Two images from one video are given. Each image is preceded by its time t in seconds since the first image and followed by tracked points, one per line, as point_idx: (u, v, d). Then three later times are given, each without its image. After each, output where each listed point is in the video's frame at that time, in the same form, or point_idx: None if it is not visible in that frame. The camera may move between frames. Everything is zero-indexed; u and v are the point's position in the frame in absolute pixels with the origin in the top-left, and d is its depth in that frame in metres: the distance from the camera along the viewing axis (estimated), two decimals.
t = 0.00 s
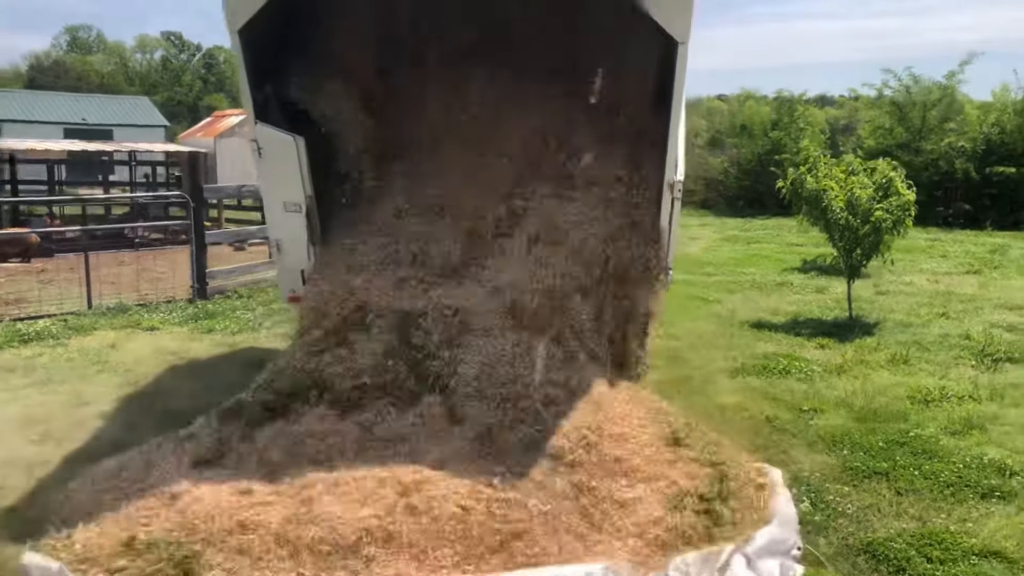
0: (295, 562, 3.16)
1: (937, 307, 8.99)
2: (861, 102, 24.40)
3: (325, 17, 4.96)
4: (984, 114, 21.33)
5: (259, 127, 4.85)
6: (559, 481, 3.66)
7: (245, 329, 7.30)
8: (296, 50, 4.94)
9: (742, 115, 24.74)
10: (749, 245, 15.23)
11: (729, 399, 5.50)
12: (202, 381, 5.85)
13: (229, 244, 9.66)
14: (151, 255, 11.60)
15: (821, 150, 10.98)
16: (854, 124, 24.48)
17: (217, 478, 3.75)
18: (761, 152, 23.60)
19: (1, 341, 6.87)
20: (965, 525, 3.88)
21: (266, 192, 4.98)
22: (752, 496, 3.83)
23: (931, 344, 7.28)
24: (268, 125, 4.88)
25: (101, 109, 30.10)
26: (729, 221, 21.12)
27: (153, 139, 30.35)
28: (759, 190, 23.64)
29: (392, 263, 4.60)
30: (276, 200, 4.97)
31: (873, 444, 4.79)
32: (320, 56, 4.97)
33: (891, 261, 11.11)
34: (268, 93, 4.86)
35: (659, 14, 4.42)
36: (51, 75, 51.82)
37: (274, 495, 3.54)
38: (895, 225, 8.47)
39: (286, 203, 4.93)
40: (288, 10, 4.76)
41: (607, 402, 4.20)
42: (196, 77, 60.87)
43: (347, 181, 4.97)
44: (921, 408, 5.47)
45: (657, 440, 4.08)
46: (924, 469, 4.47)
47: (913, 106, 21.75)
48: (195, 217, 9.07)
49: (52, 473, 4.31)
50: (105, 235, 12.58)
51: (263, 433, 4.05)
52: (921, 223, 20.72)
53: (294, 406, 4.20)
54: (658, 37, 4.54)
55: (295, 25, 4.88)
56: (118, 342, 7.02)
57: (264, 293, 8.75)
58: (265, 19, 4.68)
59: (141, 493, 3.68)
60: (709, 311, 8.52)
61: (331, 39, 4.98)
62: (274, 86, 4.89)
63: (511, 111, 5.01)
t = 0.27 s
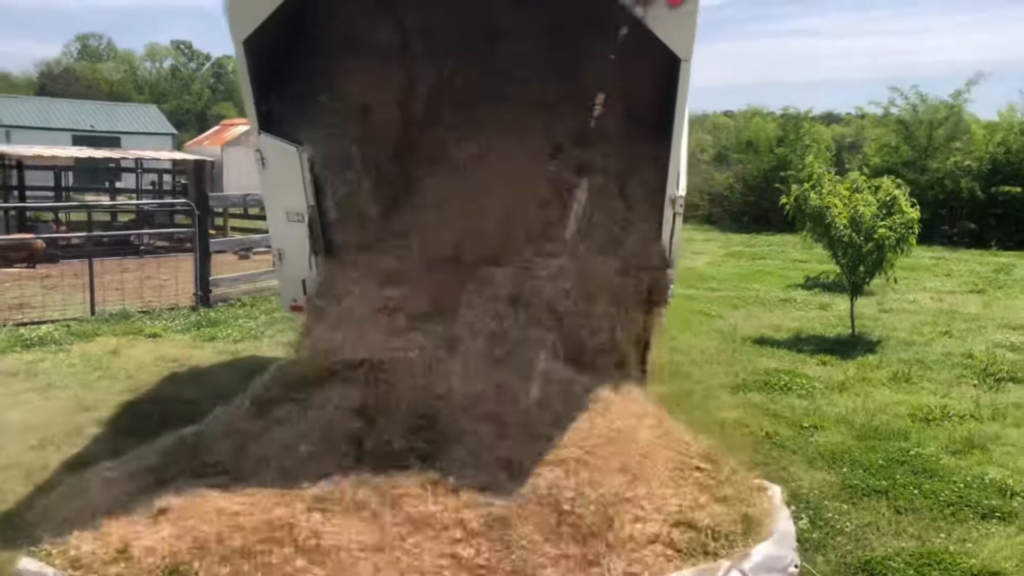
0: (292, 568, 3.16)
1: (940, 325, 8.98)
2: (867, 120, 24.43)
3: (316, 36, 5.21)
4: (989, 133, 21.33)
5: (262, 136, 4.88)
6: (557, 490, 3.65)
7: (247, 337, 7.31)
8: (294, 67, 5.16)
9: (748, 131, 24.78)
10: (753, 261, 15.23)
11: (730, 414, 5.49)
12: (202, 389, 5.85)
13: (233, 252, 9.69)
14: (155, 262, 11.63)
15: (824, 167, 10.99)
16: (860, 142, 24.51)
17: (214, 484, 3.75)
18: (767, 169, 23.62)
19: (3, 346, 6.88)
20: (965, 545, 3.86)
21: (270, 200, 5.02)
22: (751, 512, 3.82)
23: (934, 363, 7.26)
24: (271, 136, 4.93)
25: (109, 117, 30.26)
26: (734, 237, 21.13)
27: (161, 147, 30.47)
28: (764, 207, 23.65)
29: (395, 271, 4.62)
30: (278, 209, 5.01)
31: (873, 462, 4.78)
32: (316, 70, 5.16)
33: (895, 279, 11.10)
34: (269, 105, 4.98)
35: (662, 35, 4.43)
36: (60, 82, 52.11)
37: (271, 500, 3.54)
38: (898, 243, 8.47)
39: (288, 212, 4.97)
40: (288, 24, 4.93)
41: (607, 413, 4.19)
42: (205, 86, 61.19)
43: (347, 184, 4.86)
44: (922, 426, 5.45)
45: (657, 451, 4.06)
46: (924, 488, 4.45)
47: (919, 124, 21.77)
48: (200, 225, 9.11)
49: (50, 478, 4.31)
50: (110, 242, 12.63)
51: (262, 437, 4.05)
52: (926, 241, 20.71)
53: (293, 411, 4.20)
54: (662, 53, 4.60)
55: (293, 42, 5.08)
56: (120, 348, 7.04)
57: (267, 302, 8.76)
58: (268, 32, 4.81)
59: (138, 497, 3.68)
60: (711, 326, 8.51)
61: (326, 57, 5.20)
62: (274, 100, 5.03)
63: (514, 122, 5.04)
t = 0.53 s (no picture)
0: None
1: (952, 343, 8.92)
2: (876, 138, 24.41)
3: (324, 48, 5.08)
4: (1000, 151, 21.25)
5: (273, 152, 4.67)
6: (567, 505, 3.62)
7: (256, 352, 7.31)
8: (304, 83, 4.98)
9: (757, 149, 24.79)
10: (763, 278, 15.19)
11: (740, 432, 5.45)
12: (210, 404, 5.84)
13: (243, 268, 9.71)
14: (165, 278, 11.67)
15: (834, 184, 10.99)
16: (870, 160, 24.50)
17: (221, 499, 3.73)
18: (776, 186, 23.62)
19: (13, 361, 6.90)
20: (979, 565, 3.81)
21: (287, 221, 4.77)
22: (763, 530, 3.79)
23: (946, 381, 7.20)
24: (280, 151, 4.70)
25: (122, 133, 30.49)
26: (743, 254, 21.11)
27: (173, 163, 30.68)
28: (774, 225, 23.64)
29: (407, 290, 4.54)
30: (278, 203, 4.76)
31: (885, 480, 4.73)
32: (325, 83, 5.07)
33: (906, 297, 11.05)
34: (279, 124, 4.75)
35: (675, 54, 4.40)
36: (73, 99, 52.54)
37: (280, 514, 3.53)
38: (909, 260, 8.43)
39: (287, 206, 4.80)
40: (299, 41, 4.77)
41: (618, 428, 4.17)
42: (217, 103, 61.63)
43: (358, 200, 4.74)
44: (934, 445, 5.40)
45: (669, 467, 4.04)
46: (937, 507, 4.40)
47: (929, 142, 21.74)
48: (210, 240, 9.13)
49: (57, 493, 4.30)
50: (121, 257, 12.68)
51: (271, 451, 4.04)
52: (936, 259, 20.64)
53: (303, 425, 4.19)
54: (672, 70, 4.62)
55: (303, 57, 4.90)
56: (129, 364, 7.04)
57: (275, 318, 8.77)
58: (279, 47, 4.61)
59: (147, 511, 3.67)
60: (721, 344, 8.48)
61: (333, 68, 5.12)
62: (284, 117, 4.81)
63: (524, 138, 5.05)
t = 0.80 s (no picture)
0: None
1: (967, 357, 8.87)
2: (890, 151, 24.36)
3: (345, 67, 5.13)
4: (1015, 164, 21.11)
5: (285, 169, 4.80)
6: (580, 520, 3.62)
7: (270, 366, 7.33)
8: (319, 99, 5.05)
9: (770, 163, 24.77)
10: (777, 291, 15.16)
11: (754, 446, 5.43)
12: (224, 417, 5.87)
13: (257, 282, 9.76)
14: (180, 292, 11.74)
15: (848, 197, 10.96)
16: (884, 173, 24.44)
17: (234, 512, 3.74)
18: (789, 200, 23.59)
19: (30, 375, 6.95)
20: None
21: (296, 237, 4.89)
22: (778, 545, 3.77)
23: (961, 395, 7.16)
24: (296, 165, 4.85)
25: (137, 149, 30.74)
26: (757, 267, 21.07)
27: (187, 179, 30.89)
28: (787, 238, 23.59)
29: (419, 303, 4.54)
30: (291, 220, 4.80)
31: (901, 495, 4.71)
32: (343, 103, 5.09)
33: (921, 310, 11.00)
34: (292, 137, 4.87)
35: (687, 70, 4.43)
36: (89, 115, 53.03)
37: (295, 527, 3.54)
38: (922, 274, 8.39)
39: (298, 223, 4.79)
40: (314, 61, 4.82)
41: (631, 442, 4.17)
42: (231, 119, 62.08)
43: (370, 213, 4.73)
44: (951, 460, 5.36)
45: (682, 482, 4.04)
46: (954, 522, 4.37)
47: (943, 155, 21.67)
48: (224, 255, 9.18)
49: (72, 505, 4.33)
50: (137, 272, 12.77)
51: (285, 464, 4.06)
52: (951, 273, 20.54)
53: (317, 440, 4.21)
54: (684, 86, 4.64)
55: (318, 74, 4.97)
56: (144, 378, 7.08)
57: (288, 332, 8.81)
58: (294, 65, 4.67)
59: (161, 524, 3.69)
60: (735, 357, 8.46)
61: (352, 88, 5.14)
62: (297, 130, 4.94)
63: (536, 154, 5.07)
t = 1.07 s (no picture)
0: None
1: (990, 368, 8.77)
2: (911, 160, 24.19)
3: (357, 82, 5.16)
4: None
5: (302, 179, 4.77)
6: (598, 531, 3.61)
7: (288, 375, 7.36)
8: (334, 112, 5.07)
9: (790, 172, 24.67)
10: (796, 301, 15.06)
11: (772, 457, 5.39)
12: (242, 424, 5.88)
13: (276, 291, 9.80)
14: (199, 300, 11.81)
15: (869, 206, 10.90)
16: (905, 183, 24.29)
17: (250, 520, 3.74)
18: (809, 209, 23.47)
19: (51, 383, 7.00)
20: None
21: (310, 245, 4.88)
22: (797, 557, 3.73)
23: (984, 407, 7.08)
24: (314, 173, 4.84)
25: (159, 159, 31.02)
26: (776, 277, 20.96)
27: (208, 188, 31.13)
28: (806, 248, 23.45)
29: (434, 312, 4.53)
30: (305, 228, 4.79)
31: (922, 507, 4.65)
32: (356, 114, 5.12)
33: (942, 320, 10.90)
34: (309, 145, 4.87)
35: (705, 81, 4.17)
36: (111, 125, 53.59)
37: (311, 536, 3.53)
38: (944, 283, 8.33)
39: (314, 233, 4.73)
40: (332, 72, 4.84)
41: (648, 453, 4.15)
42: (252, 129, 62.54)
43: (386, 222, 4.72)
44: (973, 471, 5.30)
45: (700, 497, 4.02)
46: (976, 535, 4.32)
47: (965, 164, 21.51)
48: (243, 264, 9.23)
49: (90, 513, 4.34)
50: (157, 280, 12.86)
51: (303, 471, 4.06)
52: (973, 283, 20.35)
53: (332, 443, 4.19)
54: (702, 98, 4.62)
55: (335, 84, 4.98)
56: (163, 386, 7.11)
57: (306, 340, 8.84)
58: (313, 76, 4.62)
59: (178, 532, 3.69)
60: (754, 367, 8.41)
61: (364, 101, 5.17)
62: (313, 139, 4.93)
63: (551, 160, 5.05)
